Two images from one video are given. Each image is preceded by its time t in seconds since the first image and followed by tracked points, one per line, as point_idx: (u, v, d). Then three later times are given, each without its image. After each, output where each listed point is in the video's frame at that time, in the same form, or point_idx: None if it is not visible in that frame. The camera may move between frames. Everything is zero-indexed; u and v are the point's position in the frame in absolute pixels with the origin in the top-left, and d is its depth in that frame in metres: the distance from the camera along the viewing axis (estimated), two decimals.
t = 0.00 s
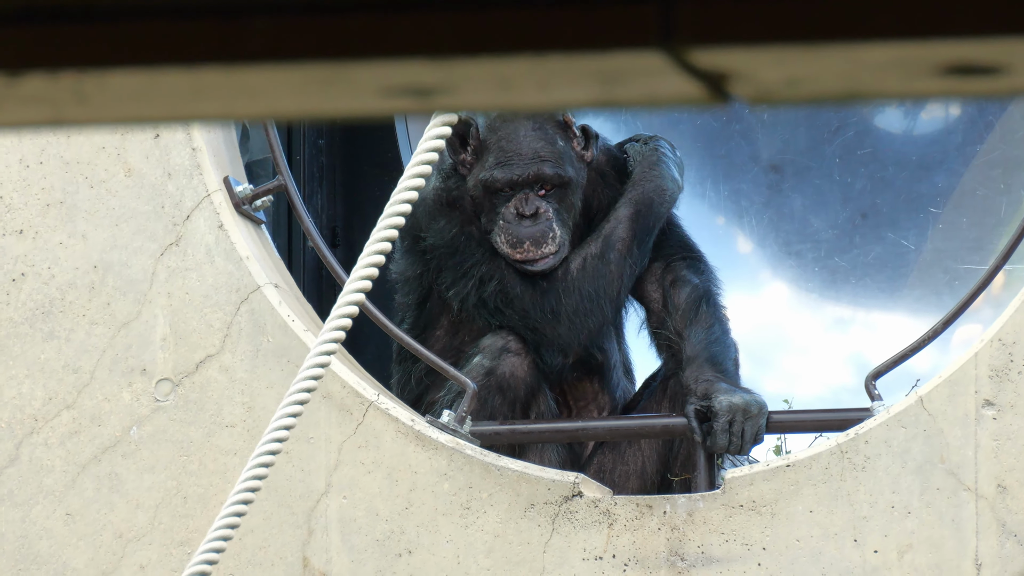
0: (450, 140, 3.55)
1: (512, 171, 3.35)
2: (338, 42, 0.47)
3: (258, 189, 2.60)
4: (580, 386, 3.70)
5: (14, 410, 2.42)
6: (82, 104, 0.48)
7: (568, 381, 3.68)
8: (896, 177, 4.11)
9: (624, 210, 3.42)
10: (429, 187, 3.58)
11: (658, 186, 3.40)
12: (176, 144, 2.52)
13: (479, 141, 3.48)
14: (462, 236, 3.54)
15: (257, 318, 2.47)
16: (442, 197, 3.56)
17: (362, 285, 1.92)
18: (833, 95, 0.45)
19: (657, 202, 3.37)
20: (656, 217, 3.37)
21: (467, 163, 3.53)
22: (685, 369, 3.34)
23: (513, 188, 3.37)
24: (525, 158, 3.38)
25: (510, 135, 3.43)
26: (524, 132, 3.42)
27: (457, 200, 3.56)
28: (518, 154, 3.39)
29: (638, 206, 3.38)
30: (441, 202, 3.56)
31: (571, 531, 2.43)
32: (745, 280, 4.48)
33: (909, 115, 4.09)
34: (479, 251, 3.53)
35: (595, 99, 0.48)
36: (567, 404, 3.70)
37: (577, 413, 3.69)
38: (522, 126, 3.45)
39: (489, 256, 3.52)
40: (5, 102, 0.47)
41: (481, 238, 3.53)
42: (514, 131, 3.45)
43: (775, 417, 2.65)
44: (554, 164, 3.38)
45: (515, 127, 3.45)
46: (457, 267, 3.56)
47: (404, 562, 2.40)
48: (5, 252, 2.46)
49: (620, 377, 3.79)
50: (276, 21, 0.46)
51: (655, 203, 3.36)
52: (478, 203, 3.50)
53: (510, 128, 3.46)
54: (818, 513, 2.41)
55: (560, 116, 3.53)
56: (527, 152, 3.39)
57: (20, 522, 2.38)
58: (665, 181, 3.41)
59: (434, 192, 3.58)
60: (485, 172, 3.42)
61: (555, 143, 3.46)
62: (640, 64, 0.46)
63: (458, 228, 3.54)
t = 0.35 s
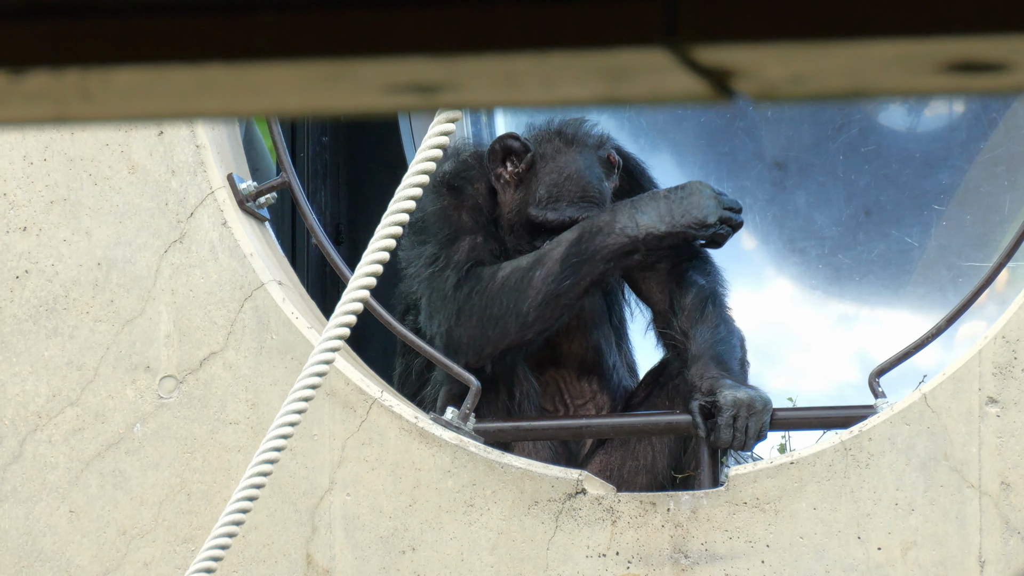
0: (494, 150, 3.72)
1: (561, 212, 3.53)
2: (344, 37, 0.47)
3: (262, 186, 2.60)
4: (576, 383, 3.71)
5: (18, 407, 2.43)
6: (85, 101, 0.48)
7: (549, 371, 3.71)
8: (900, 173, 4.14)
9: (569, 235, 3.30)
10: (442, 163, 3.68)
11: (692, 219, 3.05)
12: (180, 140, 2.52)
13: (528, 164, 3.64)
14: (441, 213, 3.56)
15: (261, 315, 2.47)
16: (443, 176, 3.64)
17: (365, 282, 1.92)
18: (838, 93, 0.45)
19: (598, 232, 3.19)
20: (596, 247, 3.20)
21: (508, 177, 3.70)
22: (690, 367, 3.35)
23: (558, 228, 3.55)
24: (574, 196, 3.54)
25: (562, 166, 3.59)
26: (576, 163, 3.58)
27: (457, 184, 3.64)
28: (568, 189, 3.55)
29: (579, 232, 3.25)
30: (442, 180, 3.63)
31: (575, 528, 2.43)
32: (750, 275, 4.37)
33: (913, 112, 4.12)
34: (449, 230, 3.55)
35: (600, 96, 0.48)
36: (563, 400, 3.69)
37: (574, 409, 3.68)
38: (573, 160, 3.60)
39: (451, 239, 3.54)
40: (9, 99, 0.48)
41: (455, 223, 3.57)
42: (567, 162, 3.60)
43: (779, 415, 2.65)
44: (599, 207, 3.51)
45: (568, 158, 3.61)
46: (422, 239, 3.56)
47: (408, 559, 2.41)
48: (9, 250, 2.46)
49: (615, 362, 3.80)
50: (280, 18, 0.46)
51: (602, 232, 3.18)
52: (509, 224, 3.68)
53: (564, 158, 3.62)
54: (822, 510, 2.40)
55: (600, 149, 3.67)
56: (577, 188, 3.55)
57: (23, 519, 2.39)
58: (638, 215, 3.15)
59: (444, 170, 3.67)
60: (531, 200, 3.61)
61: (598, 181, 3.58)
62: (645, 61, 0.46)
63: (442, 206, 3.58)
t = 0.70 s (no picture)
0: (502, 168, 3.70)
1: (570, 235, 3.53)
2: (345, 37, 0.47)
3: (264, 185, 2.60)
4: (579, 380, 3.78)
5: (19, 406, 2.43)
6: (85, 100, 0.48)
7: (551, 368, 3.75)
8: (901, 172, 4.13)
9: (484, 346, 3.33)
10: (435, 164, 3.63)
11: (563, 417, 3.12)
12: (181, 139, 2.51)
13: (536, 186, 3.62)
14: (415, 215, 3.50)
15: (262, 313, 2.47)
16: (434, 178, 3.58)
17: (366, 279, 1.92)
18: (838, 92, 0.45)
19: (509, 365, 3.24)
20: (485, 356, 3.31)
21: (514, 196, 3.70)
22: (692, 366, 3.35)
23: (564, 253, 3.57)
24: (580, 220, 3.52)
25: (569, 188, 3.57)
26: (584, 184, 3.54)
27: (442, 188, 3.59)
28: (575, 213, 3.53)
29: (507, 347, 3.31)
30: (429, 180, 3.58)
31: (576, 527, 2.43)
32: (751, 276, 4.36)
33: (914, 111, 4.10)
34: (414, 235, 3.46)
35: (601, 95, 0.48)
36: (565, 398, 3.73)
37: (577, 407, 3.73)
38: (581, 181, 3.57)
39: (409, 246, 3.44)
40: (9, 98, 0.48)
41: (423, 230, 3.48)
42: (574, 184, 3.57)
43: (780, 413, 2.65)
44: (604, 232, 3.50)
45: (575, 179, 3.58)
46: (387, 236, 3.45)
47: (409, 558, 2.41)
48: (10, 248, 2.46)
49: (611, 356, 3.93)
50: (281, 16, 0.46)
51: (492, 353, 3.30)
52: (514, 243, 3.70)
53: (572, 179, 3.59)
54: (823, 509, 2.40)
55: (606, 166, 3.65)
56: (584, 210, 3.52)
57: (25, 518, 2.39)
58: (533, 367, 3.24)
59: (438, 169, 3.63)
60: (540, 223, 3.60)
61: (605, 202, 3.55)
62: (647, 60, 0.46)
63: (420, 209, 3.51)
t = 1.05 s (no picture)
0: (503, 170, 3.69)
1: (568, 241, 3.51)
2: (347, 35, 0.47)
3: (265, 183, 2.60)
4: (578, 376, 3.81)
5: (21, 405, 2.43)
6: (88, 98, 0.48)
7: (551, 366, 3.79)
8: (903, 171, 4.10)
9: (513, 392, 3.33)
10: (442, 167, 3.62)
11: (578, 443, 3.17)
12: (183, 137, 2.51)
13: (536, 190, 3.62)
14: (433, 222, 3.51)
15: (264, 312, 2.48)
16: (441, 180, 3.59)
17: (366, 277, 1.92)
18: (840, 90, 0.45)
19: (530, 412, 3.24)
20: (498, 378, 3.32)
21: (514, 199, 3.70)
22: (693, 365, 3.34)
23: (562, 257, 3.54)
24: (580, 226, 3.50)
25: (570, 193, 3.55)
26: (586, 189, 3.53)
27: (455, 192, 3.60)
28: (574, 218, 3.51)
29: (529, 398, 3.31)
30: (439, 185, 3.58)
31: (578, 525, 2.43)
32: (752, 273, 4.36)
33: (916, 109, 4.07)
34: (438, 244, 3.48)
35: (603, 93, 0.48)
36: (565, 396, 3.76)
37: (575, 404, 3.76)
38: (581, 186, 3.55)
39: (437, 256, 3.46)
40: (11, 95, 0.48)
41: (445, 237, 3.51)
42: (574, 189, 3.55)
43: (782, 410, 2.64)
44: (603, 239, 3.47)
45: (576, 184, 3.56)
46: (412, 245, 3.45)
47: (411, 556, 2.41)
48: (12, 247, 2.47)
49: (610, 354, 3.96)
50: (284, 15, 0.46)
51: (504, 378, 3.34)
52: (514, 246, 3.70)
53: (573, 184, 3.56)
54: (825, 507, 2.40)
55: (606, 173, 3.62)
56: (584, 216, 3.50)
57: (27, 517, 2.39)
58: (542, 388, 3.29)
59: (443, 169, 3.63)
60: (538, 226, 3.60)
61: (605, 208, 3.52)
62: (649, 58, 0.46)
63: (437, 214, 3.53)
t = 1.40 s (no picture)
0: (504, 165, 3.68)
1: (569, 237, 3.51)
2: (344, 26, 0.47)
3: (264, 174, 2.60)
4: (578, 369, 3.81)
5: (20, 396, 2.43)
6: (86, 89, 0.48)
7: (550, 359, 3.78)
8: (902, 160, 4.10)
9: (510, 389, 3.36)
10: (442, 160, 3.63)
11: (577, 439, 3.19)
12: (182, 129, 2.51)
13: (538, 185, 3.61)
14: (431, 214, 3.52)
15: (263, 302, 2.47)
16: (441, 174, 3.60)
17: (366, 269, 1.92)
18: (839, 80, 0.45)
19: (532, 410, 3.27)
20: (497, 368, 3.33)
21: (515, 193, 3.69)
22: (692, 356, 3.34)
23: (562, 253, 3.56)
24: (580, 221, 3.49)
25: (570, 189, 3.54)
26: (587, 186, 3.52)
27: (453, 185, 3.61)
28: (575, 214, 3.50)
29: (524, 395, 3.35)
30: (438, 177, 3.59)
31: (577, 515, 2.44)
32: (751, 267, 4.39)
33: (915, 99, 4.08)
34: (434, 236, 3.50)
35: (602, 83, 0.48)
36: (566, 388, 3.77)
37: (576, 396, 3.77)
38: (582, 182, 3.54)
39: (432, 248, 3.48)
40: (10, 87, 0.48)
41: (441, 229, 3.53)
42: (575, 185, 3.54)
43: (781, 400, 2.65)
44: (603, 235, 3.46)
45: (577, 180, 3.55)
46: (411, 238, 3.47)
47: (411, 547, 2.41)
48: (11, 238, 2.47)
49: (610, 347, 3.98)
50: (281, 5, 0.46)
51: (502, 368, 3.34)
52: (514, 241, 3.70)
53: (573, 180, 3.55)
54: (825, 497, 2.41)
55: (607, 169, 3.60)
56: (585, 212, 3.49)
57: (26, 508, 2.40)
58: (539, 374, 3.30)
59: (443, 164, 3.64)
60: (539, 222, 3.59)
61: (606, 204, 3.51)
62: (648, 50, 0.46)
63: (434, 207, 3.54)
